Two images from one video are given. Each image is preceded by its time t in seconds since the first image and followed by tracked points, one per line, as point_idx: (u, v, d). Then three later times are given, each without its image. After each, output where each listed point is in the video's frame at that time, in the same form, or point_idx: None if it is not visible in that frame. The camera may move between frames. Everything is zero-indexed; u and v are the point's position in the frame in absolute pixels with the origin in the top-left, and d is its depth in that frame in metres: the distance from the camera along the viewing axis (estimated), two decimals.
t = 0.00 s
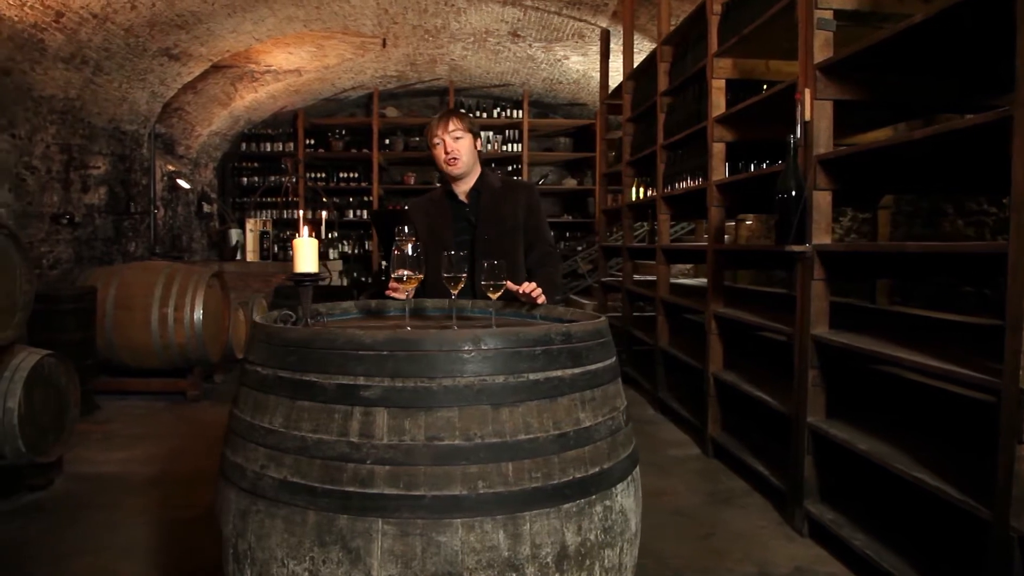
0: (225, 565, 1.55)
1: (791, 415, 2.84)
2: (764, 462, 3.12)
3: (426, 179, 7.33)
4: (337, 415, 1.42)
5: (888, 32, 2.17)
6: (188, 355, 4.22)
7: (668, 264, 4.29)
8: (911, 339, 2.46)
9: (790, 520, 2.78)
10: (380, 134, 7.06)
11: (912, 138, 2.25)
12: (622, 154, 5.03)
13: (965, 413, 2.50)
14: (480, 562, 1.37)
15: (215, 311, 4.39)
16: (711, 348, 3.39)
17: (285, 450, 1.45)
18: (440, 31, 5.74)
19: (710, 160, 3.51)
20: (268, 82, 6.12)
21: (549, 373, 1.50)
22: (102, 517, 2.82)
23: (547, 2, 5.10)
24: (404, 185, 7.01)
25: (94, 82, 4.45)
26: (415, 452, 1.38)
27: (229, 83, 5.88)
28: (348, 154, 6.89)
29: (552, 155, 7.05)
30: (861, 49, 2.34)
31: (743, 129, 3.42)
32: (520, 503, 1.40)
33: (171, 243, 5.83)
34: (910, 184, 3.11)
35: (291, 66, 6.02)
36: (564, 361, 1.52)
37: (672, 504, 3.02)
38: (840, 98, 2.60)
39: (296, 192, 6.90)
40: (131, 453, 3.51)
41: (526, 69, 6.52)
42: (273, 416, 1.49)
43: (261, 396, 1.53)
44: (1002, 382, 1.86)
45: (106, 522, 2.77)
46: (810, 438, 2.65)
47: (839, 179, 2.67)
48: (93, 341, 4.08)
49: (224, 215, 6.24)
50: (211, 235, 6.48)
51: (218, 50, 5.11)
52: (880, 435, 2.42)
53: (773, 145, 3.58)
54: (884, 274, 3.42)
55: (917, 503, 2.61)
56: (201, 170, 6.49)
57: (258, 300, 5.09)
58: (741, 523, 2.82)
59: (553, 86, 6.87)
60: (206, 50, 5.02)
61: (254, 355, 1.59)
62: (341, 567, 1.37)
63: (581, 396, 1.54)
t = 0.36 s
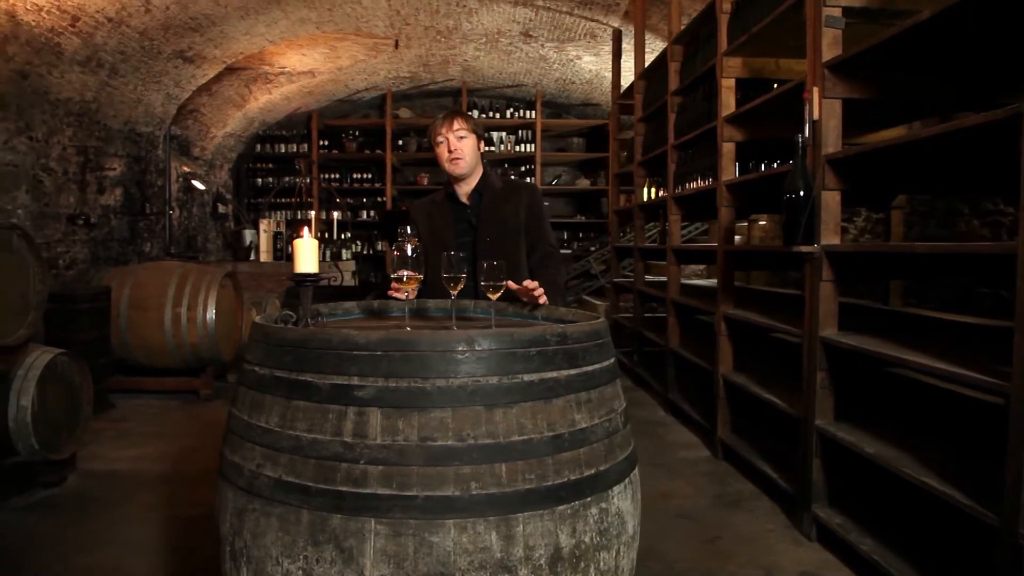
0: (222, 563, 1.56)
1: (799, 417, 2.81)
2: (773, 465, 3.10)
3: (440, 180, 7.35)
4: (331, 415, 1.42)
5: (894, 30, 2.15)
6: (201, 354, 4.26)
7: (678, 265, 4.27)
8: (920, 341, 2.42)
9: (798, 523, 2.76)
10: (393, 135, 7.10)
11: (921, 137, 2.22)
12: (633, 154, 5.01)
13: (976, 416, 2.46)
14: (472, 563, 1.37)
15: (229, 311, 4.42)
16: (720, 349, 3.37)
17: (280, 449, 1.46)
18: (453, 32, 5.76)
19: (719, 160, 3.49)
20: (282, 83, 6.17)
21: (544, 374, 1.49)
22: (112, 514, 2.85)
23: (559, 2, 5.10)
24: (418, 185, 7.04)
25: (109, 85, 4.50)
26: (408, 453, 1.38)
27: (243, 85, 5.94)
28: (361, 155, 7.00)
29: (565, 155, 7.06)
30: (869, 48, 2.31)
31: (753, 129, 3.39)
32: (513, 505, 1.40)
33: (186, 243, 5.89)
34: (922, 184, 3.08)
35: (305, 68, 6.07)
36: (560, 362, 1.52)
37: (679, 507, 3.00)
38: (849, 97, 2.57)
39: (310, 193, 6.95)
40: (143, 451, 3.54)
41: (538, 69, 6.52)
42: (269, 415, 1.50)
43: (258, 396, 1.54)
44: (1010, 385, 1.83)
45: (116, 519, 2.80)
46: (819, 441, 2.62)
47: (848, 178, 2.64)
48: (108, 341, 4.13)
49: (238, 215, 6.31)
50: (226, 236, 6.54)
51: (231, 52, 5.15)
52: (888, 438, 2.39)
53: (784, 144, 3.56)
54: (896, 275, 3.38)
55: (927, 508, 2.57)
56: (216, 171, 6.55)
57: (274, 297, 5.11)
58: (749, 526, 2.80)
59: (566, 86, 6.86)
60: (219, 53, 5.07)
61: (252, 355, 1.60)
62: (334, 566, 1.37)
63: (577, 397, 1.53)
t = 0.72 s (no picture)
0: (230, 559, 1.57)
1: (818, 420, 2.77)
2: (792, 469, 3.05)
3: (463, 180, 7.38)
4: (335, 414, 1.43)
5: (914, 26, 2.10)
6: (224, 353, 4.32)
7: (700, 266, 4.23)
8: (942, 344, 2.37)
9: (817, 528, 2.71)
10: (417, 135, 7.15)
11: (942, 134, 2.17)
12: (655, 154, 4.98)
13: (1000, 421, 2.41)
14: (474, 564, 1.37)
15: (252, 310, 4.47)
16: (741, 351, 3.32)
17: (285, 447, 1.47)
18: (475, 32, 5.77)
19: (740, 160, 3.45)
20: (306, 85, 6.24)
21: (548, 374, 1.49)
22: (132, 509, 2.90)
23: (580, 2, 5.08)
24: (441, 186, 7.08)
25: (137, 88, 4.58)
26: (410, 452, 1.39)
27: (268, 87, 6.02)
28: (385, 156, 7.03)
29: (588, 155, 7.04)
30: (889, 44, 2.27)
31: (775, 128, 3.35)
32: (515, 506, 1.40)
33: (212, 243, 5.99)
34: (947, 183, 3.01)
35: (329, 69, 6.14)
36: (564, 362, 1.51)
37: (696, 510, 2.97)
38: (869, 95, 2.52)
39: (335, 193, 7.02)
40: (166, 448, 3.60)
41: (561, 69, 6.51)
42: (275, 414, 1.51)
43: (265, 394, 1.56)
44: None
45: (137, 514, 2.85)
46: (838, 446, 2.58)
47: (869, 178, 2.59)
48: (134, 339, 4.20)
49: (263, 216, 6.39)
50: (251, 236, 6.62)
51: (256, 55, 5.22)
52: (908, 443, 2.34)
53: (807, 144, 3.51)
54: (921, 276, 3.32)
55: (950, 514, 2.51)
56: (242, 172, 6.64)
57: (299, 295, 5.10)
58: (767, 531, 2.76)
59: (589, 86, 6.85)
60: (244, 55, 5.13)
61: (261, 354, 1.62)
62: (337, 564, 1.38)
63: (582, 398, 1.52)
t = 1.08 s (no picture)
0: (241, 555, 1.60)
1: (842, 424, 2.72)
2: (816, 473, 3.00)
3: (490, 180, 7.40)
4: (342, 413, 1.44)
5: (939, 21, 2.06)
6: (251, 351, 4.39)
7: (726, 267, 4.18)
8: (970, 347, 2.31)
9: (840, 534, 2.67)
10: (445, 136, 7.19)
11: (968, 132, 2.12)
12: (681, 154, 4.94)
13: None
14: (477, 563, 1.37)
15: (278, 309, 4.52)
16: (766, 353, 3.28)
17: (294, 445, 1.48)
18: (501, 33, 5.78)
19: (765, 159, 3.40)
20: (335, 86, 6.32)
21: (554, 374, 1.48)
22: (158, 503, 2.96)
23: (607, 1, 5.06)
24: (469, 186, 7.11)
25: (169, 90, 4.68)
26: (415, 451, 1.39)
27: (298, 89, 6.10)
28: (413, 156, 7.14)
29: (616, 155, 7.02)
30: (915, 40, 2.22)
31: (800, 126, 3.30)
32: (520, 506, 1.39)
33: (243, 243, 6.09)
34: (979, 182, 2.94)
35: (357, 70, 6.21)
36: (571, 363, 1.50)
37: (717, 513, 2.94)
38: (895, 92, 2.47)
39: (364, 193, 7.10)
40: (194, 443, 3.67)
41: (589, 69, 6.49)
42: (285, 411, 1.53)
43: (276, 392, 1.57)
44: None
45: (163, 508, 2.91)
46: (862, 450, 2.53)
47: (895, 177, 2.54)
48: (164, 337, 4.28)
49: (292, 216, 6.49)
50: (281, 235, 6.72)
51: (285, 57, 5.29)
52: (932, 448, 2.29)
53: (834, 142, 3.44)
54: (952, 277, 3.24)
55: (978, 522, 2.45)
56: (273, 173, 6.73)
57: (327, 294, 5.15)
58: (789, 536, 2.72)
59: (617, 85, 6.82)
60: (273, 57, 5.20)
61: (273, 352, 1.64)
62: (342, 561, 1.39)
63: (590, 399, 1.51)
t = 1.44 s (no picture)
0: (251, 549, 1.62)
1: (866, 427, 2.67)
2: (841, 477, 2.95)
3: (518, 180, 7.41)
4: (348, 410, 1.46)
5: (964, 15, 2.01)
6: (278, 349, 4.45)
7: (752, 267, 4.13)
8: (997, 349, 2.25)
9: (863, 539, 2.62)
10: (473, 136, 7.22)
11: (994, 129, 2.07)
12: (708, 153, 4.89)
13: None
14: (479, 562, 1.37)
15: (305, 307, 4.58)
16: (790, 354, 3.23)
17: (302, 441, 1.50)
18: (528, 32, 5.78)
19: (790, 158, 3.35)
20: (364, 87, 6.38)
21: (559, 374, 1.48)
22: (183, 497, 3.02)
23: None
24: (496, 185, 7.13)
25: (200, 92, 4.77)
26: (419, 450, 1.40)
27: (327, 90, 6.17)
28: (442, 156, 7.15)
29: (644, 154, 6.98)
30: (939, 35, 2.17)
31: (826, 124, 3.24)
32: (523, 505, 1.39)
33: (272, 242, 6.19)
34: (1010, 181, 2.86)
35: (386, 71, 6.26)
36: (577, 363, 1.50)
37: (738, 515, 2.90)
38: (921, 88, 2.42)
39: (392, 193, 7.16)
40: (220, 439, 3.74)
41: (617, 67, 6.46)
42: (293, 409, 1.55)
43: (286, 390, 1.60)
44: None
45: (188, 501, 2.97)
46: (886, 454, 2.49)
47: (920, 176, 2.48)
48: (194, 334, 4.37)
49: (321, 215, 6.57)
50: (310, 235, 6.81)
51: (314, 58, 5.36)
52: (957, 453, 2.24)
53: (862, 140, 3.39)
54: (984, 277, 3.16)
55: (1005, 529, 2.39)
56: (303, 173, 6.82)
57: (354, 293, 5.21)
58: (810, 540, 2.68)
59: (645, 83, 6.78)
60: (302, 59, 5.27)
61: (284, 351, 1.66)
62: (347, 557, 1.41)
63: (596, 400, 1.51)
